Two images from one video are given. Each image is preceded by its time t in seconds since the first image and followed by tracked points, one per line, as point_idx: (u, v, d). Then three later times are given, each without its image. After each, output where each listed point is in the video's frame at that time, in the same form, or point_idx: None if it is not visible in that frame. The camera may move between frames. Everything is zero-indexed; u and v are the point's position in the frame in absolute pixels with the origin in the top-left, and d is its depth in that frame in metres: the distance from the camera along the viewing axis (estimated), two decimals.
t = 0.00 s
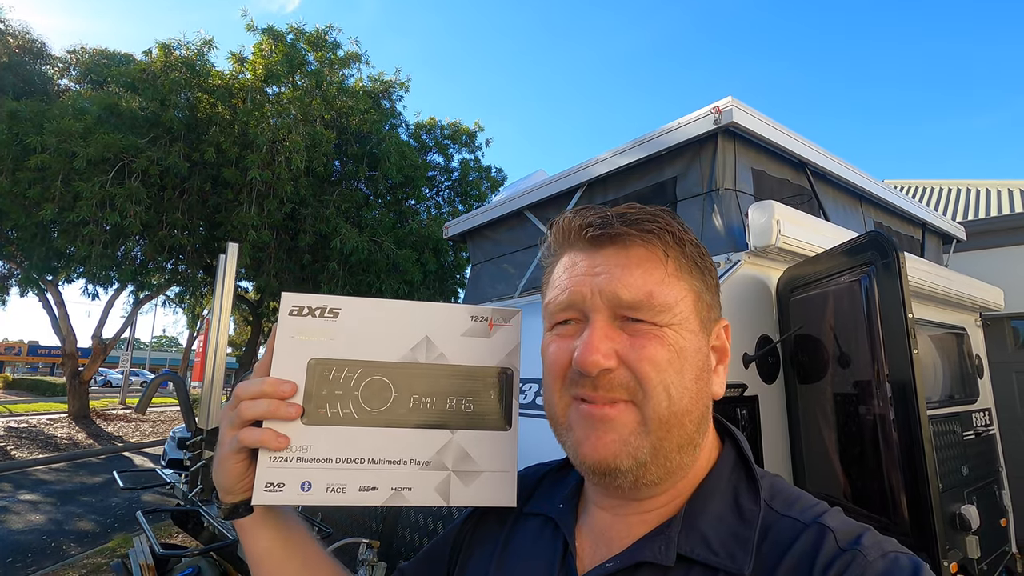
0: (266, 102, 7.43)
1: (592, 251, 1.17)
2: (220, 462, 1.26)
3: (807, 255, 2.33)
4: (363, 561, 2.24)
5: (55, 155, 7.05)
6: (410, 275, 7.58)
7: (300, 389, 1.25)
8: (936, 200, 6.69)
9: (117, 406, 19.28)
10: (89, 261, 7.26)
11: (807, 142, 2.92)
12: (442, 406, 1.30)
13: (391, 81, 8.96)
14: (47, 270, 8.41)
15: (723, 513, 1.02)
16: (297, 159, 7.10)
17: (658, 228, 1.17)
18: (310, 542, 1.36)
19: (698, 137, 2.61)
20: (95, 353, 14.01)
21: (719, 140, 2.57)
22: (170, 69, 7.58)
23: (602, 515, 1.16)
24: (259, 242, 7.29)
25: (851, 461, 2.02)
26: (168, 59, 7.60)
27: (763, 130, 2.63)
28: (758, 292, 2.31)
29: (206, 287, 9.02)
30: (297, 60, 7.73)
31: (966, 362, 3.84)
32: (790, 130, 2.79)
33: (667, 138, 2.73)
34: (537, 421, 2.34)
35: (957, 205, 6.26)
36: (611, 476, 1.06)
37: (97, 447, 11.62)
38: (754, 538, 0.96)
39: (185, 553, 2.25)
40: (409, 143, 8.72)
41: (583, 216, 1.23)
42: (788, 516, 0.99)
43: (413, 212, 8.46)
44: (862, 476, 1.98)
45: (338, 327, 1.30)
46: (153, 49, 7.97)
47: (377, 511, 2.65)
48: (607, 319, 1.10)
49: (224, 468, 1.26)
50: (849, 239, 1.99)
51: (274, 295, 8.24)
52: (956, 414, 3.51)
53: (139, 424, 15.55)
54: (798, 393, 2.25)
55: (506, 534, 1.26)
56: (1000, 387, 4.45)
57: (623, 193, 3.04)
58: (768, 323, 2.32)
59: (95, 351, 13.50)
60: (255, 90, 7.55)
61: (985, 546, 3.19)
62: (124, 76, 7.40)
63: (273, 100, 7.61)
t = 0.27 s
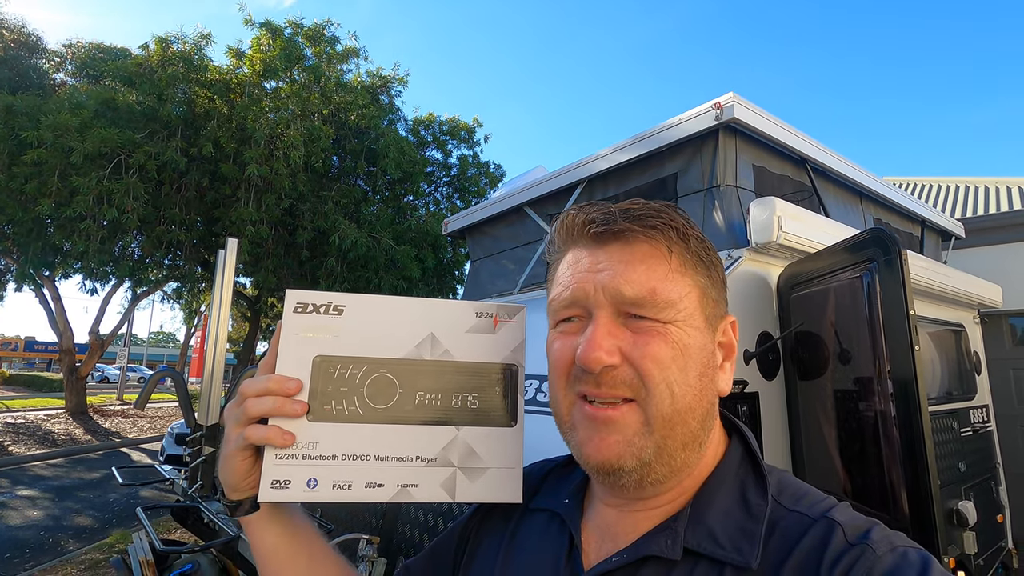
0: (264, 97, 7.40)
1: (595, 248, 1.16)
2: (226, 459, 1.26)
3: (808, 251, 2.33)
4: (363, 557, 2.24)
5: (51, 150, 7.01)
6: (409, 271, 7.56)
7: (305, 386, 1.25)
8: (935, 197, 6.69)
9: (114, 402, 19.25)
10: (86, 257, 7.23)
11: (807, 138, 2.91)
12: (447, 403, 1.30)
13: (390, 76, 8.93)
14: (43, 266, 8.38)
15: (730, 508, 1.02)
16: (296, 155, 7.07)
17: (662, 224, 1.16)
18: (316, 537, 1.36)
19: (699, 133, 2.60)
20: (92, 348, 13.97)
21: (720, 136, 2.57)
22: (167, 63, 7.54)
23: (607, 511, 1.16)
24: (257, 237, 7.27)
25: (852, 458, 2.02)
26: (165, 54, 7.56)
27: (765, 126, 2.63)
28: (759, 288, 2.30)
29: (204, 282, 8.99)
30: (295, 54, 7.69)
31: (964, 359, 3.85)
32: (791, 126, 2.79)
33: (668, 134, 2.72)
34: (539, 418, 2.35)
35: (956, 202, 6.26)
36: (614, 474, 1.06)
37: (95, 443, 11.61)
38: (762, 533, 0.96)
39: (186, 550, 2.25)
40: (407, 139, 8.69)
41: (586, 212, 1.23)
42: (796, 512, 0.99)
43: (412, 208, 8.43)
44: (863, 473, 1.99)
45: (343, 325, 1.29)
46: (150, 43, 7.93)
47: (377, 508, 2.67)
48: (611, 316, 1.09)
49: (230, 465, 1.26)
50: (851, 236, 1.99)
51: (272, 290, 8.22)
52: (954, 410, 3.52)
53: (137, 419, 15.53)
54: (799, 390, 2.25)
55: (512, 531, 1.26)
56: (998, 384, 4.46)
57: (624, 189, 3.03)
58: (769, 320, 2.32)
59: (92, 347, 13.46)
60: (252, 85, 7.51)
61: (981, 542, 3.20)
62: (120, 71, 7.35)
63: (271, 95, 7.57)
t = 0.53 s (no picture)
0: (261, 92, 7.37)
1: (598, 248, 1.16)
2: (229, 454, 1.26)
3: (807, 249, 2.32)
4: (362, 553, 2.24)
5: (48, 145, 6.98)
6: (407, 267, 7.55)
7: (308, 382, 1.25)
8: (933, 195, 6.69)
9: (112, 398, 19.24)
10: (83, 253, 7.21)
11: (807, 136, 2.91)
12: (449, 401, 1.30)
13: (388, 71, 8.90)
14: (40, 262, 8.35)
15: (731, 507, 1.02)
16: (294, 150, 7.05)
17: (665, 224, 1.16)
18: (319, 533, 1.36)
19: (699, 130, 2.60)
20: (90, 344, 13.94)
21: (720, 133, 2.56)
22: (164, 58, 7.50)
23: (607, 509, 1.16)
24: (254, 233, 7.25)
25: (850, 456, 2.03)
26: (162, 49, 7.52)
27: (764, 124, 2.62)
28: (758, 286, 2.30)
29: (202, 278, 8.97)
30: (292, 49, 7.66)
31: (962, 356, 3.86)
32: (790, 123, 2.78)
33: (668, 130, 2.71)
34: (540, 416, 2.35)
35: (955, 200, 6.26)
36: (613, 473, 1.06)
37: (93, 439, 11.61)
38: (763, 531, 0.96)
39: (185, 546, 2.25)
40: (406, 135, 8.67)
41: (589, 212, 1.23)
42: (797, 510, 0.99)
43: (410, 204, 8.42)
44: (861, 471, 1.99)
45: (345, 322, 1.29)
46: (147, 38, 7.89)
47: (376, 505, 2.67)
48: (612, 315, 1.09)
49: (233, 460, 1.26)
50: (850, 234, 1.99)
51: (270, 287, 8.21)
52: (952, 408, 3.53)
53: (135, 415, 15.52)
54: (798, 388, 2.26)
55: (513, 528, 1.26)
56: (995, 381, 4.47)
57: (623, 186, 3.02)
58: (768, 318, 2.32)
59: (90, 343, 13.43)
60: (250, 80, 7.49)
61: (978, 539, 3.22)
62: (117, 66, 7.30)
63: (268, 90, 7.54)
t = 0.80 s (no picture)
0: (259, 87, 7.33)
1: (617, 239, 1.15)
2: (227, 454, 1.24)
3: (807, 246, 2.32)
4: (360, 549, 2.25)
5: (44, 140, 6.95)
6: (406, 263, 7.54)
7: (307, 380, 1.24)
8: (933, 192, 6.69)
9: (110, 393, 19.22)
10: (80, 247, 7.18)
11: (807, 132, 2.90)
12: (449, 399, 1.29)
13: (387, 66, 8.86)
14: (37, 256, 8.32)
15: (734, 505, 1.02)
16: (292, 145, 7.02)
17: (685, 218, 1.16)
18: (318, 531, 1.36)
19: (699, 126, 2.59)
20: (87, 339, 13.91)
21: (721, 129, 2.55)
22: (161, 52, 7.45)
23: (611, 506, 1.16)
24: (252, 229, 7.23)
25: (849, 453, 2.03)
26: (159, 42, 7.47)
27: (765, 120, 2.61)
28: (758, 283, 2.30)
29: (200, 274, 8.95)
30: (291, 44, 7.62)
31: (960, 353, 3.86)
32: (791, 120, 2.77)
33: (669, 126, 2.70)
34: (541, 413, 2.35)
35: (954, 197, 6.27)
36: (631, 469, 1.05)
37: (91, 434, 11.59)
38: (767, 530, 0.96)
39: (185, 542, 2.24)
40: (404, 130, 8.64)
41: (606, 204, 1.22)
42: (800, 509, 0.99)
43: (409, 200, 8.40)
44: (860, 468, 1.99)
45: (344, 319, 1.28)
46: (143, 31, 7.84)
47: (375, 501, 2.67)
48: (633, 309, 1.08)
49: (230, 460, 1.25)
50: (851, 231, 1.99)
51: (268, 282, 8.19)
52: (949, 405, 3.54)
53: (133, 410, 15.50)
54: (798, 385, 2.25)
55: (513, 526, 1.25)
56: (992, 378, 4.48)
57: (623, 182, 3.01)
58: (768, 315, 2.32)
59: (87, 338, 13.39)
60: (248, 74, 7.45)
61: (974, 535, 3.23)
62: (114, 59, 7.26)
63: (266, 85, 7.51)
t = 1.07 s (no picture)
0: (257, 82, 7.30)
1: (613, 238, 1.15)
2: (224, 451, 1.24)
3: (806, 242, 2.32)
4: (359, 544, 2.26)
5: (41, 134, 6.92)
6: (404, 259, 7.52)
7: (305, 377, 1.24)
8: (931, 189, 6.69)
9: (108, 388, 19.20)
10: (77, 243, 7.16)
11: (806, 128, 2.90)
12: (448, 396, 1.29)
13: (385, 61, 8.83)
14: (34, 252, 8.29)
15: (732, 502, 1.02)
16: (290, 141, 7.00)
17: (681, 216, 1.16)
18: (315, 528, 1.36)
19: (698, 122, 2.59)
20: (85, 335, 13.88)
21: (720, 125, 2.54)
22: (158, 46, 7.41)
23: (608, 506, 1.17)
24: (250, 224, 7.21)
25: (846, 449, 2.03)
26: (156, 36, 7.43)
27: (764, 116, 2.61)
28: (756, 279, 2.29)
29: (198, 269, 8.93)
30: (289, 38, 7.59)
31: (957, 349, 3.87)
32: (790, 116, 2.77)
33: (668, 123, 2.70)
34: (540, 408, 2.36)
35: (952, 194, 6.27)
36: (629, 470, 1.06)
37: (89, 430, 11.59)
38: (765, 528, 0.96)
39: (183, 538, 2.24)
40: (403, 126, 8.61)
41: (602, 202, 1.21)
42: (798, 506, 0.99)
43: (407, 196, 8.38)
44: (857, 464, 2.00)
45: (341, 316, 1.28)
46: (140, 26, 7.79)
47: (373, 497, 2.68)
48: (629, 308, 1.08)
49: (227, 457, 1.24)
50: (849, 227, 1.99)
51: (266, 278, 8.18)
52: (946, 401, 3.54)
53: (131, 406, 15.50)
54: (795, 381, 2.26)
55: (512, 523, 1.26)
56: (989, 375, 4.50)
57: (622, 178, 3.01)
58: (766, 311, 2.32)
59: (84, 334, 13.36)
60: (246, 69, 7.42)
61: (969, 530, 3.24)
62: (110, 54, 7.22)
63: (264, 79, 7.48)
